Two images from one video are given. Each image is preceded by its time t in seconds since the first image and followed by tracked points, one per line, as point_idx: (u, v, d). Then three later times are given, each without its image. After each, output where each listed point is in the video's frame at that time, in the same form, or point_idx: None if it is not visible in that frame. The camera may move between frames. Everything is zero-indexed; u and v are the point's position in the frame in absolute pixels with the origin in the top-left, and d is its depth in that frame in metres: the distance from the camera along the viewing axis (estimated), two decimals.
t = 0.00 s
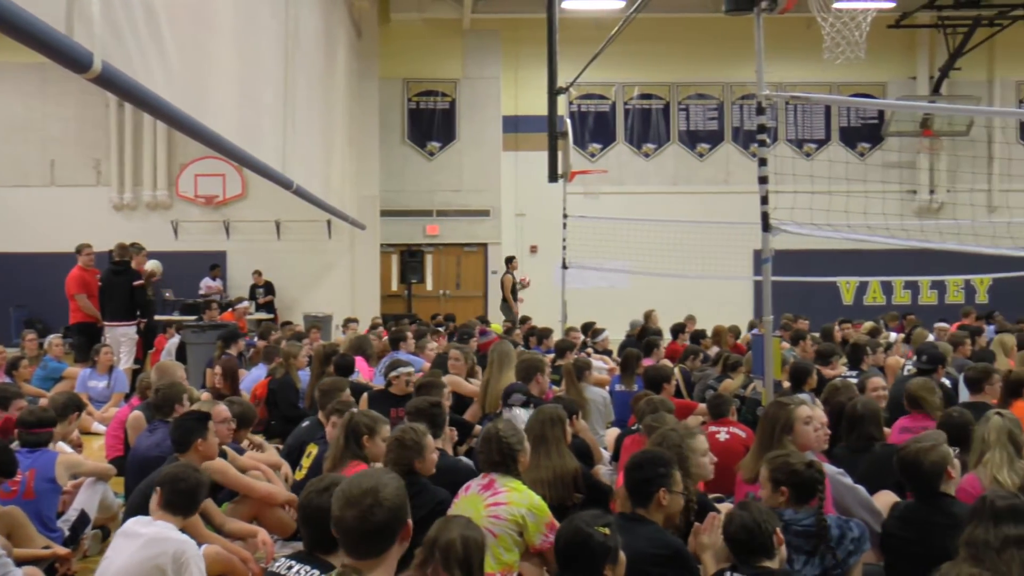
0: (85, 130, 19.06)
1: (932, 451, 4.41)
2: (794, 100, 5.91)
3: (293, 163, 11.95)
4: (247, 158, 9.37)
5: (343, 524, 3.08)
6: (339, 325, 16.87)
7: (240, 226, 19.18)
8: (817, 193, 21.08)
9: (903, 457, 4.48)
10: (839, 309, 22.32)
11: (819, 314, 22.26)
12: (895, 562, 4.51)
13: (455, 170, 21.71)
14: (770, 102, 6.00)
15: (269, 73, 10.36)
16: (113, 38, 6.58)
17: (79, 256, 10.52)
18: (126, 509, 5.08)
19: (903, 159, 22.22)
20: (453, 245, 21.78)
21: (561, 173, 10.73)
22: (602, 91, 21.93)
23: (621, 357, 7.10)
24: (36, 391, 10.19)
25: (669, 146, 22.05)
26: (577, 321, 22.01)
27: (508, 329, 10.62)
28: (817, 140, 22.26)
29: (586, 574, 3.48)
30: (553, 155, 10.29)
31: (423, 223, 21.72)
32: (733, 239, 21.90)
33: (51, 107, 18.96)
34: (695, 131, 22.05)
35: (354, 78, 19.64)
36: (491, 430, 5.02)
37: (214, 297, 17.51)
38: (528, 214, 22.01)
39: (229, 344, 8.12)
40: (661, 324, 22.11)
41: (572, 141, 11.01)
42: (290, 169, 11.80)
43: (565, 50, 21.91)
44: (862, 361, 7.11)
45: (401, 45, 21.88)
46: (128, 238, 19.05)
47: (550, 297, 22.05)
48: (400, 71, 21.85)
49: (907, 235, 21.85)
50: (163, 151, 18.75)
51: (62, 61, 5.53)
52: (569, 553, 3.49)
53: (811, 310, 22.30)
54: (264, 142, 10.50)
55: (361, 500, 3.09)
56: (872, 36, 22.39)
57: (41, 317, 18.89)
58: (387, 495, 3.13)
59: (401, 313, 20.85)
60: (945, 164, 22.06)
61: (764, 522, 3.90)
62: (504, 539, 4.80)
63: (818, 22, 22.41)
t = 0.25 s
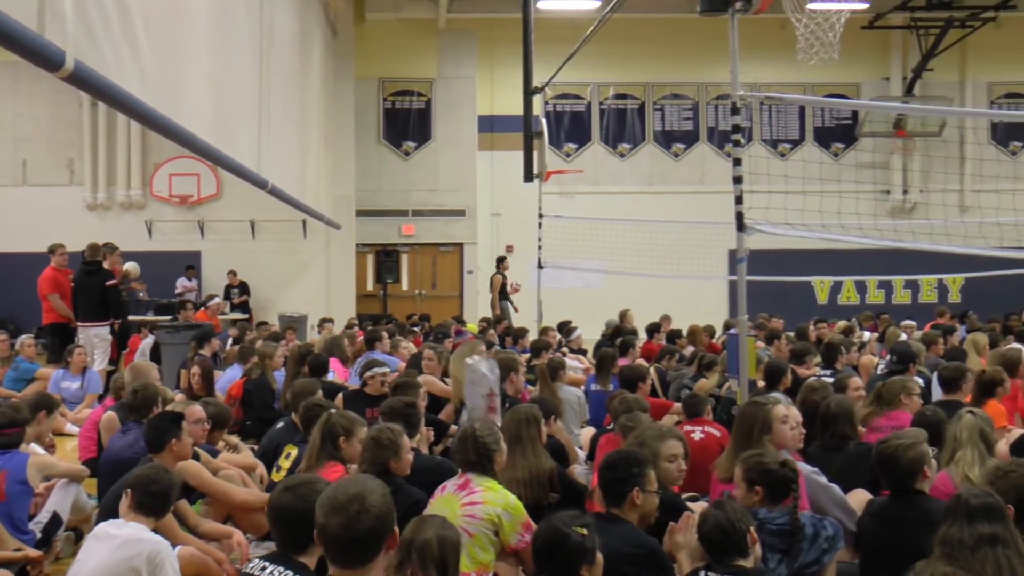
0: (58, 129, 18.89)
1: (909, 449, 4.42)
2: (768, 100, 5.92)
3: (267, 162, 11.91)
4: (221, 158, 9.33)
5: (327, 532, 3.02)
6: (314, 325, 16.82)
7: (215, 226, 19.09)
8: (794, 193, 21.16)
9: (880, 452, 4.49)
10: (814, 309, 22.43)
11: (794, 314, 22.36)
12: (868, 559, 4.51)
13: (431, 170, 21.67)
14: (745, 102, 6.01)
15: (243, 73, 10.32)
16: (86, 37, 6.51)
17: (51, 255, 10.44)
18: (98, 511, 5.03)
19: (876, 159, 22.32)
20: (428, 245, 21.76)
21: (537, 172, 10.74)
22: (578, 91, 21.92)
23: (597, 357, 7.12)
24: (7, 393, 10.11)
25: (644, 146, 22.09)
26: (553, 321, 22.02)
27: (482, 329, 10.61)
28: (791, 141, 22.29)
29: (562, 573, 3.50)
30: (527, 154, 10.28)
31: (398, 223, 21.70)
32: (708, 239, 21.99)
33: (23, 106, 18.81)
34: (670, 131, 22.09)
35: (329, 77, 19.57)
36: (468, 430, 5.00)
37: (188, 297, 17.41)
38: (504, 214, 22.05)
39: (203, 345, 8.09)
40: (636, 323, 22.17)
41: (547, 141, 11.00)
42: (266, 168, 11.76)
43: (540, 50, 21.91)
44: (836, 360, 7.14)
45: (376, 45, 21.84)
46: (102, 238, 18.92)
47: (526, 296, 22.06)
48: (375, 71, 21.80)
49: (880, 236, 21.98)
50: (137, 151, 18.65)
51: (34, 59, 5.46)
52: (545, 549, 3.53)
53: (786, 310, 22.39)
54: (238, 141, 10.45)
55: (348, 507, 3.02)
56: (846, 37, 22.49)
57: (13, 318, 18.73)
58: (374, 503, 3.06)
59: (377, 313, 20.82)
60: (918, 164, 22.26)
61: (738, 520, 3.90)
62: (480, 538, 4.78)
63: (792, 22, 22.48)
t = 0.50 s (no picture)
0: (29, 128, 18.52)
1: (894, 446, 4.44)
2: (743, 100, 5.93)
3: (241, 161, 11.85)
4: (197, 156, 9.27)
5: (302, 533, 2.95)
6: (290, 325, 16.76)
7: (190, 225, 19.06)
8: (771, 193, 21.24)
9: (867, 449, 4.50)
10: (789, 308, 22.52)
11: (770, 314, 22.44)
12: (844, 556, 4.52)
13: (407, 169, 21.65)
14: (721, 102, 6.02)
15: (216, 72, 10.26)
16: (57, 35, 6.45)
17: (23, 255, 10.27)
18: (72, 513, 4.98)
19: (851, 159, 22.41)
20: (405, 245, 21.77)
21: (516, 172, 10.77)
22: (554, 91, 21.92)
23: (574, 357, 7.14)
24: None
25: (620, 146, 22.12)
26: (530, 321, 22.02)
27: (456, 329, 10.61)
28: (766, 141, 22.30)
29: None
30: (504, 155, 10.28)
31: (374, 222, 21.69)
32: (685, 238, 22.07)
33: None
34: (646, 131, 22.14)
35: (305, 76, 19.51)
36: (445, 429, 5.00)
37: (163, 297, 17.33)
38: (479, 214, 21.98)
39: (178, 345, 8.06)
40: (613, 323, 22.21)
41: (522, 141, 11.00)
42: (241, 168, 11.70)
43: (516, 50, 21.91)
44: (812, 359, 7.17)
45: (352, 45, 21.80)
46: (75, 238, 18.77)
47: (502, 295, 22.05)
48: (351, 70, 21.77)
49: (857, 236, 22.12)
50: (111, 151, 18.43)
51: (6, 58, 5.39)
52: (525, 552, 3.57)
53: (761, 310, 22.48)
54: (211, 140, 10.39)
55: (320, 508, 2.95)
56: (820, 37, 22.59)
57: None
58: (349, 501, 2.99)
59: (353, 313, 20.79)
60: (893, 164, 22.42)
61: (714, 519, 3.91)
62: (457, 537, 4.78)
63: (766, 23, 22.54)
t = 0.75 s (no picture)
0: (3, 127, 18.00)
1: (884, 447, 4.48)
2: (720, 101, 5.95)
3: (216, 161, 11.79)
4: (174, 156, 9.22)
5: (264, 537, 2.93)
6: (267, 325, 16.70)
7: (166, 225, 18.99)
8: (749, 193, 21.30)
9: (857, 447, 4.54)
10: (766, 308, 22.60)
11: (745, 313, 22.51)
12: (823, 552, 4.57)
13: (384, 169, 21.63)
14: (697, 102, 6.03)
15: (189, 68, 10.13)
16: (30, 33, 6.38)
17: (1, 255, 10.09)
18: (45, 514, 4.93)
19: (827, 159, 22.50)
20: (382, 244, 21.78)
21: (492, 171, 10.76)
22: (531, 91, 21.92)
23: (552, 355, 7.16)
24: None
25: (597, 146, 22.15)
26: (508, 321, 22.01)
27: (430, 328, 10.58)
28: (743, 141, 22.36)
29: None
30: (482, 154, 10.27)
31: (351, 222, 21.68)
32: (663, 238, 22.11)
33: None
34: (623, 131, 22.17)
35: (282, 76, 19.44)
36: (423, 427, 4.99)
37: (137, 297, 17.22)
38: (456, 214, 21.96)
39: (153, 345, 8.03)
40: (590, 322, 22.25)
41: (499, 141, 10.99)
42: (217, 167, 11.64)
43: (493, 51, 21.92)
44: (788, 359, 7.20)
45: (328, 44, 21.73)
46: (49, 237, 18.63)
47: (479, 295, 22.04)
48: (328, 69, 21.72)
49: (833, 235, 22.25)
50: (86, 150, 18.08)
51: None
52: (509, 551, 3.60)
53: (738, 309, 22.56)
54: (185, 139, 10.33)
55: (281, 512, 2.93)
56: (797, 38, 22.65)
57: None
58: (312, 503, 2.96)
59: (330, 313, 20.75)
60: (867, 164, 22.56)
61: (689, 518, 3.91)
62: (434, 536, 4.77)
63: (743, 23, 22.60)
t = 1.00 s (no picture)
0: None
1: (871, 448, 4.66)
2: (698, 101, 5.95)
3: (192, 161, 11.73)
4: (150, 156, 9.16)
5: (227, 534, 2.99)
6: (245, 325, 16.63)
7: (144, 224, 18.82)
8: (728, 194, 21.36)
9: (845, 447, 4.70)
10: (744, 308, 22.65)
11: (723, 312, 22.55)
12: (808, 548, 4.67)
13: (362, 168, 21.57)
14: (675, 102, 6.04)
15: (166, 68, 10.69)
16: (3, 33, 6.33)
17: None
18: (20, 516, 4.89)
19: (804, 159, 22.59)
20: (360, 244, 21.73)
21: (471, 171, 10.73)
22: (509, 91, 21.92)
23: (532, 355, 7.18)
24: None
25: (575, 146, 22.15)
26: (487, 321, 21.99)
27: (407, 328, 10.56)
28: (721, 141, 22.37)
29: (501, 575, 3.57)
30: (461, 154, 10.25)
31: (329, 222, 21.61)
32: (642, 237, 22.13)
33: None
34: (602, 131, 22.17)
35: (259, 75, 19.38)
36: (403, 427, 4.98)
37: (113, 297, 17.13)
38: (435, 214, 21.92)
39: (130, 346, 7.99)
40: (569, 322, 22.26)
41: (478, 140, 10.96)
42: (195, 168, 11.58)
43: (471, 51, 21.90)
44: (766, 358, 7.23)
45: (306, 44, 21.67)
46: (24, 237, 18.51)
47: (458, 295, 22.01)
48: (307, 69, 21.63)
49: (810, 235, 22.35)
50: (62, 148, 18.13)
51: None
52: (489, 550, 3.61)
53: (715, 308, 22.61)
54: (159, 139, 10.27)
55: (241, 510, 2.99)
56: (774, 38, 22.71)
57: None
58: (272, 501, 3.01)
59: (309, 313, 20.70)
60: (844, 164, 22.66)
61: (667, 517, 3.92)
62: (412, 537, 4.76)
63: (720, 24, 22.65)
